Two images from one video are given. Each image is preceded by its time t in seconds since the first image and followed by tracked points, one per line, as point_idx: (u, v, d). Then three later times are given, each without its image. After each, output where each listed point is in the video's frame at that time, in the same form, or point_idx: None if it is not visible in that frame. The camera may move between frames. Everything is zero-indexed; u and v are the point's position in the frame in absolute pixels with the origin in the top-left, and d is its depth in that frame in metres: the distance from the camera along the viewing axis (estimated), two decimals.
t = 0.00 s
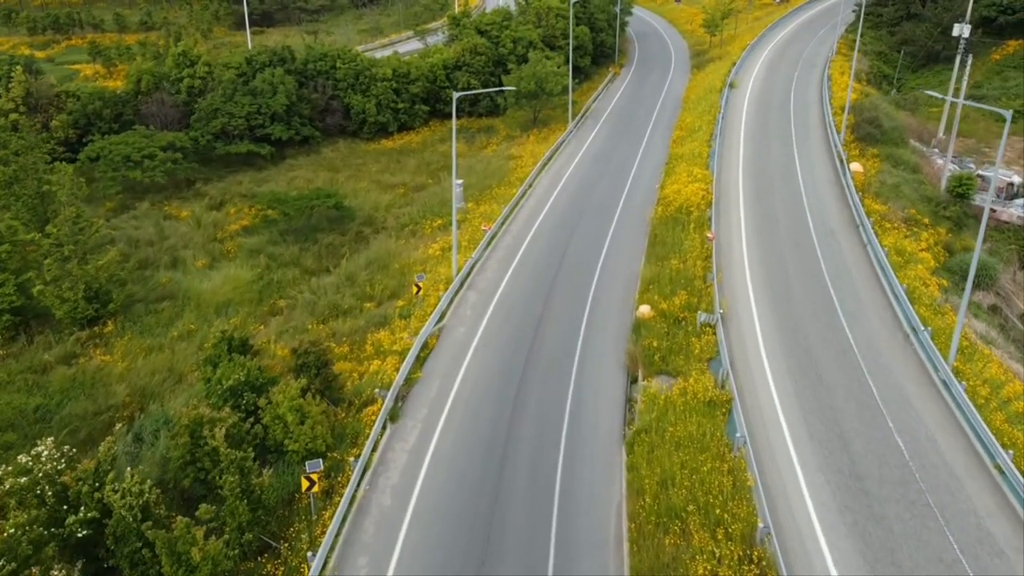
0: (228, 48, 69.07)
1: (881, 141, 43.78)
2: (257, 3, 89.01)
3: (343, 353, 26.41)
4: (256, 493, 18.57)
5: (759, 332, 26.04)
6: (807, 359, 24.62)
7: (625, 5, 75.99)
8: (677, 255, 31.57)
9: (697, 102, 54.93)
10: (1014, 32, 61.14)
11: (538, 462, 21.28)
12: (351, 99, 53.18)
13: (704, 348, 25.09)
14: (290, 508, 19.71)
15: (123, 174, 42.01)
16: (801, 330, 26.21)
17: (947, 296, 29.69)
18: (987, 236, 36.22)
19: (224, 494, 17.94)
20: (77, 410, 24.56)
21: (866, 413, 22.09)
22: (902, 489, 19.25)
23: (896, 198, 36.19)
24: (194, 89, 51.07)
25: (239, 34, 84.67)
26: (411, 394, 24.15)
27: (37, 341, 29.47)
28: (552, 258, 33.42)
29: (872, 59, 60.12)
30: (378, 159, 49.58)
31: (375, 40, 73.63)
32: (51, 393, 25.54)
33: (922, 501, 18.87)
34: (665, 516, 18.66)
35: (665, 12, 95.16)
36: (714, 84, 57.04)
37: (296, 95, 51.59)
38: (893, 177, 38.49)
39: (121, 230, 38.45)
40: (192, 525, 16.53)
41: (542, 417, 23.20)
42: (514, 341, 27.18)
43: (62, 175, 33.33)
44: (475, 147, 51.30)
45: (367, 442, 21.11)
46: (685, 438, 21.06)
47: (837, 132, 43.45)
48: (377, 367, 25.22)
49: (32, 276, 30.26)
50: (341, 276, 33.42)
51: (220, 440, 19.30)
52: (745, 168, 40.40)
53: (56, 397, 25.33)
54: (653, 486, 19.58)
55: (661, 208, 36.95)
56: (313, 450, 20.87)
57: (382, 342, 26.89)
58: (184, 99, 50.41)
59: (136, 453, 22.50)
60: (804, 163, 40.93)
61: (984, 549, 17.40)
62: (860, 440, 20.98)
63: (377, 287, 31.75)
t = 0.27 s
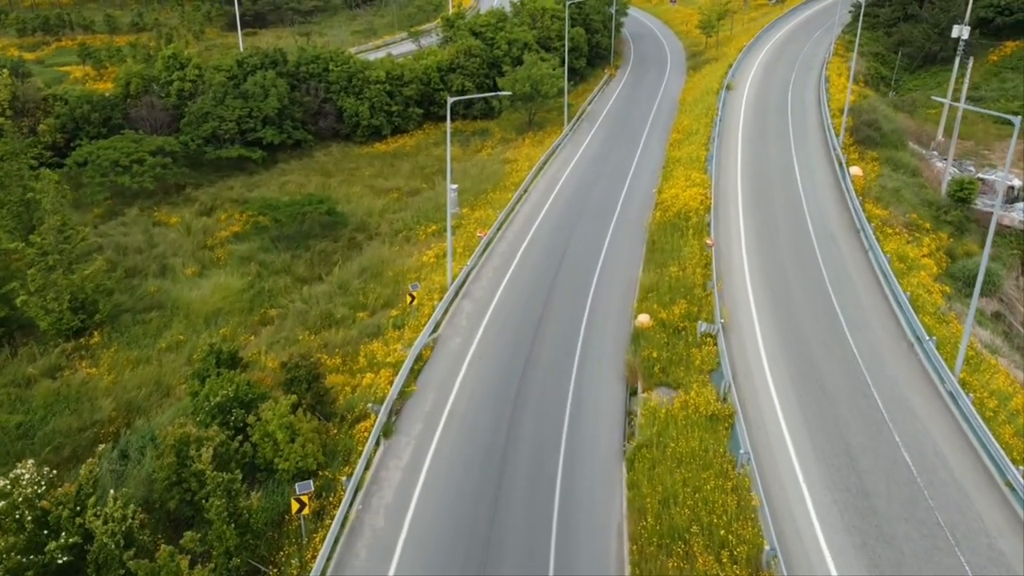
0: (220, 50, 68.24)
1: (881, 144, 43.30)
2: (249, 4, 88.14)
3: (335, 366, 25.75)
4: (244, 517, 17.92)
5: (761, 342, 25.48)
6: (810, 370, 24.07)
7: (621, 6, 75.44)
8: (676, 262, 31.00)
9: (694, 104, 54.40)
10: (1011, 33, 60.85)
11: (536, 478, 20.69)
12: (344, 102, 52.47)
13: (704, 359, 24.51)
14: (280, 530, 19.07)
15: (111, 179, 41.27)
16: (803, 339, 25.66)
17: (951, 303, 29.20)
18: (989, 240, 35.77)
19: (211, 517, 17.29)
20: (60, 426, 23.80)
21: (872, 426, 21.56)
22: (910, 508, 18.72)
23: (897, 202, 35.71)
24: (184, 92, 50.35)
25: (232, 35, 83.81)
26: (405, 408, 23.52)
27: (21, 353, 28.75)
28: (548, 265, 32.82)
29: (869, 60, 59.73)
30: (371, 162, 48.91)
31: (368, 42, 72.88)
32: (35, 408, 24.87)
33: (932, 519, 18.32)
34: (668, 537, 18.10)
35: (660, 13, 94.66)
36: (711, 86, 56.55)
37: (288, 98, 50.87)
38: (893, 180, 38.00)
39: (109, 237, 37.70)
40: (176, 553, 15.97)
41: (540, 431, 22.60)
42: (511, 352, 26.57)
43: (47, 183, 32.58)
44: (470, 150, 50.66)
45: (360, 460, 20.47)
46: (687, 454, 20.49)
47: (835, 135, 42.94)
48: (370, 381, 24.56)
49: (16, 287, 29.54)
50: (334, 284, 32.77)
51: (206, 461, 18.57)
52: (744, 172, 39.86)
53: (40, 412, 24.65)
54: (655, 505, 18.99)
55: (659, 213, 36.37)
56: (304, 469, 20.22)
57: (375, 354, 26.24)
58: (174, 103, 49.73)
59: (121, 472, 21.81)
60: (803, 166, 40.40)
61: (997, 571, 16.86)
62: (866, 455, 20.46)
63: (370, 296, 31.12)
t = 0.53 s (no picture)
0: (211, 53, 67.41)
1: (879, 147, 42.85)
2: (241, 5, 87.28)
3: (327, 380, 25.11)
4: (231, 543, 17.41)
5: (762, 354, 24.93)
6: (813, 382, 23.52)
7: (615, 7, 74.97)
8: (674, 270, 30.44)
9: (691, 107, 53.91)
10: (1007, 35, 60.63)
11: (533, 497, 20.11)
12: (337, 106, 51.78)
13: (705, 371, 23.96)
14: (269, 555, 18.45)
15: (98, 186, 40.50)
16: (805, 350, 25.12)
17: (954, 311, 28.69)
18: (990, 245, 35.33)
19: (195, 545, 16.80)
20: (43, 444, 23.04)
21: (878, 440, 21.01)
22: (918, 526, 18.16)
23: (897, 207, 35.26)
24: (174, 96, 49.41)
25: (223, 37, 82.99)
26: (398, 423, 22.89)
27: (3, 366, 28.01)
28: (544, 273, 32.22)
29: (865, 62, 59.39)
30: (364, 167, 48.25)
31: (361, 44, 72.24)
32: (17, 424, 24.14)
33: (941, 539, 17.77)
34: (670, 559, 17.56)
35: (654, 14, 94.23)
36: (708, 88, 56.08)
37: (279, 102, 50.14)
38: (893, 185, 37.52)
39: (96, 245, 36.96)
40: None
41: (537, 447, 22.00)
42: (507, 364, 25.95)
43: (30, 191, 31.83)
44: (464, 154, 50.04)
45: (351, 480, 19.83)
46: (688, 471, 19.94)
47: (834, 138, 42.45)
48: (362, 396, 23.91)
49: None
50: (325, 293, 32.11)
51: (192, 483, 17.96)
52: (741, 177, 39.33)
53: (22, 429, 23.90)
54: (656, 525, 18.43)
55: (656, 218, 35.81)
56: (293, 490, 19.61)
57: (368, 367, 25.60)
58: (163, 107, 48.71)
59: (105, 492, 21.13)
60: (801, 170, 39.89)
61: None
62: (872, 471, 19.92)
63: (362, 305, 30.51)
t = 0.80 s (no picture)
0: (200, 55, 66.59)
1: (876, 151, 42.45)
2: (231, 6, 86.38)
3: (316, 395, 24.47)
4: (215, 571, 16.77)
5: (762, 366, 24.45)
6: (814, 396, 23.03)
7: (609, 9, 74.53)
8: (671, 278, 29.93)
9: (686, 110, 53.44)
10: (1002, 36, 60.43)
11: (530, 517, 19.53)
12: (327, 109, 51.08)
13: (703, 384, 23.43)
14: None
15: (83, 192, 39.71)
16: (806, 362, 24.65)
17: (956, 319, 28.22)
18: (989, 250, 34.91)
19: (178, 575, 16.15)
20: (22, 463, 22.29)
21: (881, 456, 20.57)
22: (926, 547, 17.69)
23: (895, 212, 34.84)
24: (162, 100, 48.60)
25: (213, 39, 82.14)
26: (391, 440, 22.30)
27: None
28: (539, 282, 31.66)
29: (860, 64, 59.04)
30: (355, 172, 47.54)
31: (353, 46, 71.52)
32: None
33: (949, 560, 17.31)
34: None
35: (648, 15, 93.81)
36: (702, 91, 55.65)
37: (269, 106, 49.36)
38: (891, 189, 37.09)
39: (81, 254, 36.18)
40: None
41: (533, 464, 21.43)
42: (502, 377, 25.37)
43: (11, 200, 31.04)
44: (457, 158, 49.40)
45: (342, 502, 19.22)
46: (689, 490, 19.39)
47: (830, 142, 42.04)
48: (352, 411, 23.27)
49: None
50: (316, 303, 31.45)
51: (175, 508, 17.33)
52: (738, 182, 38.88)
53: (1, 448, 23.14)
54: (656, 548, 17.88)
55: (652, 225, 35.30)
56: (280, 513, 18.96)
57: (359, 381, 24.95)
58: (150, 111, 47.87)
59: (86, 515, 20.43)
60: (798, 175, 39.47)
61: None
62: (877, 489, 19.47)
63: (353, 315, 29.87)
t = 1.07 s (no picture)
0: (188, 58, 65.69)
1: (872, 154, 42.06)
2: (220, 7, 85.39)
3: (306, 410, 23.82)
4: None
5: (762, 376, 23.93)
6: (816, 408, 22.51)
7: (601, 10, 74.05)
8: (668, 286, 29.40)
9: (680, 113, 53.00)
10: (996, 38, 60.28)
11: (526, 536, 18.96)
12: (317, 113, 50.36)
13: (703, 397, 22.87)
14: None
15: (68, 199, 38.88)
16: (806, 372, 24.14)
17: (957, 327, 27.77)
18: (987, 255, 34.54)
19: None
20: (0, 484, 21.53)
21: (886, 472, 20.07)
22: (934, 567, 17.18)
23: (893, 217, 34.42)
24: (148, 104, 47.75)
25: (202, 40, 81.22)
26: (382, 458, 21.65)
27: None
28: (534, 289, 31.07)
29: (855, 66, 58.75)
30: (346, 177, 46.85)
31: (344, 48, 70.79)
32: None
33: None
34: None
35: (641, 15, 93.38)
36: (697, 93, 55.23)
37: (258, 110, 48.58)
38: (888, 194, 36.67)
39: (64, 263, 35.38)
40: None
41: (528, 481, 20.80)
42: (495, 389, 24.74)
43: None
44: (449, 162, 48.76)
45: (331, 525, 18.56)
46: (689, 509, 18.83)
47: (826, 145, 41.62)
48: (343, 427, 22.60)
49: None
50: (305, 313, 30.79)
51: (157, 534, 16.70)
52: (734, 187, 38.40)
53: None
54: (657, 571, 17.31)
55: (647, 230, 34.76)
56: (268, 537, 18.27)
57: (349, 395, 24.29)
58: (136, 115, 47.04)
59: (66, 539, 19.74)
60: (794, 180, 39.07)
61: None
62: (882, 506, 18.95)
63: (344, 326, 29.21)
